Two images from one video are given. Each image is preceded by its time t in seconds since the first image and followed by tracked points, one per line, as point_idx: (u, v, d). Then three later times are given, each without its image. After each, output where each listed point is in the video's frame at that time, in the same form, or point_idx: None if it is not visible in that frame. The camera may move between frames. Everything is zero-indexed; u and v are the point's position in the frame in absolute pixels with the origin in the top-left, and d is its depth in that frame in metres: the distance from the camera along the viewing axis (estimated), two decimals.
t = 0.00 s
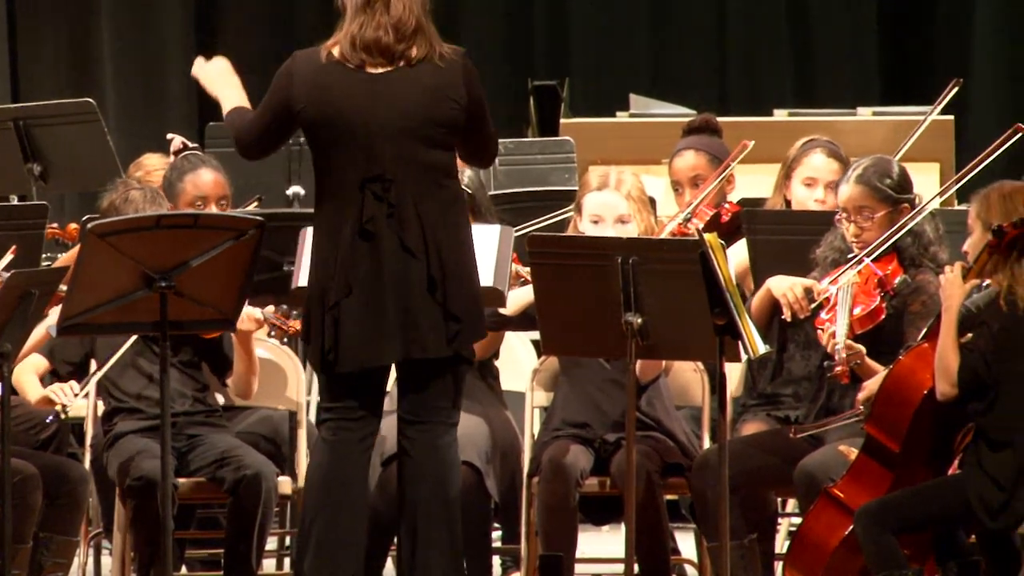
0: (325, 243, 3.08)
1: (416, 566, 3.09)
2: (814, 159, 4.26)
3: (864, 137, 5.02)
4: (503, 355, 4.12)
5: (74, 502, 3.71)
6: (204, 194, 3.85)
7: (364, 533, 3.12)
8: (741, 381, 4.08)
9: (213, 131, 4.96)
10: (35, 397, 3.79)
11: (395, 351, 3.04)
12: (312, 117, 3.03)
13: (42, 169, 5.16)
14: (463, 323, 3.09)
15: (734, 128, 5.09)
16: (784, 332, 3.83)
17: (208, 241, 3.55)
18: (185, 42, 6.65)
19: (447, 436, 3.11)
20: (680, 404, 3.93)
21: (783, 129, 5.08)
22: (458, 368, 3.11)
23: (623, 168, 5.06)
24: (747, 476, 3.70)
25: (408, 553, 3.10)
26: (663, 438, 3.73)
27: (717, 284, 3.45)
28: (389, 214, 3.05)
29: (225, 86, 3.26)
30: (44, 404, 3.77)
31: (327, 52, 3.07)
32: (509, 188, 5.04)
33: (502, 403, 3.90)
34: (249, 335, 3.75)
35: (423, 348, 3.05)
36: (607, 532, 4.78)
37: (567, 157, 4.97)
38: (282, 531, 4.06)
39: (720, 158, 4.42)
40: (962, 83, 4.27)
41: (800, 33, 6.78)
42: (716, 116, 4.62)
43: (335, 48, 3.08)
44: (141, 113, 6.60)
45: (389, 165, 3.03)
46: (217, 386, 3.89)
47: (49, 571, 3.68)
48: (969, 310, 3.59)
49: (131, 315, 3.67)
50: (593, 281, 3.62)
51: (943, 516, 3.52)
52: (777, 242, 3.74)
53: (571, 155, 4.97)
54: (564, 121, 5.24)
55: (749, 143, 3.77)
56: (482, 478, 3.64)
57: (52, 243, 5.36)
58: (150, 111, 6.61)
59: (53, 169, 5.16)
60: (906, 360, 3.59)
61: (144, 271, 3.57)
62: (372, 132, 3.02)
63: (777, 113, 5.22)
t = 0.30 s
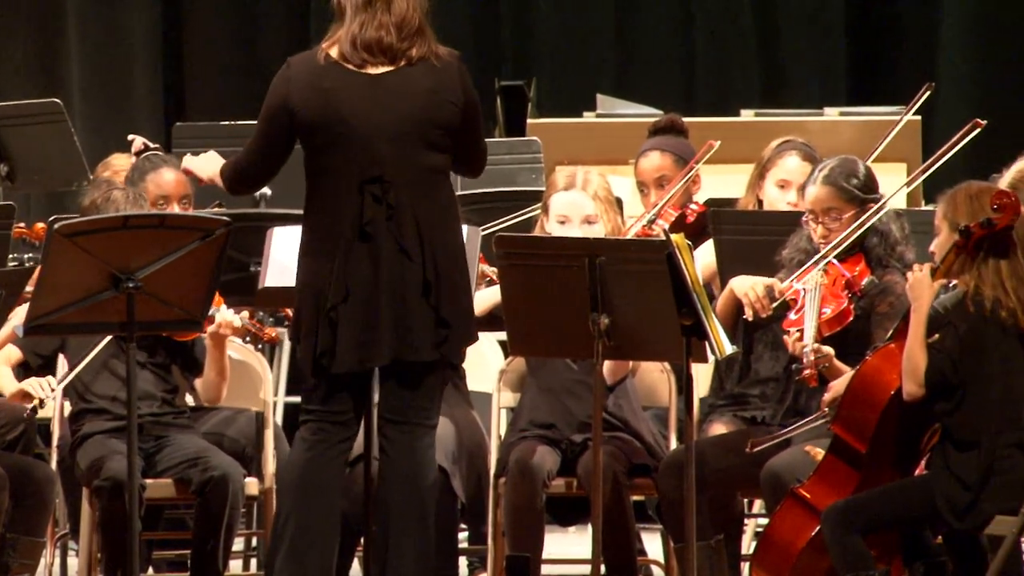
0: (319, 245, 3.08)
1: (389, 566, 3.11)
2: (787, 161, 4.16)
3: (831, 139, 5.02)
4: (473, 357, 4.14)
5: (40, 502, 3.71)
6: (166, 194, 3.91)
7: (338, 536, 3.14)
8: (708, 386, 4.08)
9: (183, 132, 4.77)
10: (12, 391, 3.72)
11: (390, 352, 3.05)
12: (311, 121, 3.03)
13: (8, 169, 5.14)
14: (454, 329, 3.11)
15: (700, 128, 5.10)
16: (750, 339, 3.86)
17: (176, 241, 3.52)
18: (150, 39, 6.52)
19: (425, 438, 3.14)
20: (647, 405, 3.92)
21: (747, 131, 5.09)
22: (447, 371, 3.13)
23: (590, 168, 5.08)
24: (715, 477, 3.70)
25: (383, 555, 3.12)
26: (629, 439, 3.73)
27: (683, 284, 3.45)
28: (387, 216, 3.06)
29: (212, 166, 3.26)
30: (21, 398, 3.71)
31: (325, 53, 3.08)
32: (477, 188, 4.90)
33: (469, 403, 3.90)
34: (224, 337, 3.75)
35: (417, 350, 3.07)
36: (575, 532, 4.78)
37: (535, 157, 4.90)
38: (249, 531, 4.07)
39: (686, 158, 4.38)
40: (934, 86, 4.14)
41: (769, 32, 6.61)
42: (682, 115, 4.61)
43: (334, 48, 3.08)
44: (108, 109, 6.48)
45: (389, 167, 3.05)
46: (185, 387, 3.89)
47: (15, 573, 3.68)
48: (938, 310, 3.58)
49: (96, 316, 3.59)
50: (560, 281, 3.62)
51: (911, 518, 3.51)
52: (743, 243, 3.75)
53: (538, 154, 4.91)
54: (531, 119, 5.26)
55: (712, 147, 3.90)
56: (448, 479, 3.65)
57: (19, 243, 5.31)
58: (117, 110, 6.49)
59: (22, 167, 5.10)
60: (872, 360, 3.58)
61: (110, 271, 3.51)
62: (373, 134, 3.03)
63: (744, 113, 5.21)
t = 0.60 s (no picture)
0: (316, 243, 3.09)
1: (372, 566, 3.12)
2: (771, 161, 4.15)
3: (811, 138, 5.01)
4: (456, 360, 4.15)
5: (21, 501, 3.71)
6: (145, 195, 4.01)
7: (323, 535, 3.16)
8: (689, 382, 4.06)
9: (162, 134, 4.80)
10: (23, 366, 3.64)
11: (386, 355, 3.08)
12: (310, 121, 3.05)
13: None
14: (448, 330, 3.13)
15: (680, 128, 5.09)
16: (730, 341, 3.86)
17: (156, 242, 3.51)
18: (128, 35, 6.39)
19: (411, 440, 3.15)
20: (627, 406, 3.92)
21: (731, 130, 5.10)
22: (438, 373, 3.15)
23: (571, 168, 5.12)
24: (696, 476, 3.71)
25: (368, 554, 3.14)
26: (610, 439, 3.72)
27: (663, 285, 3.45)
28: (384, 217, 3.09)
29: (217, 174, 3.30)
30: (34, 374, 3.65)
31: (324, 53, 3.10)
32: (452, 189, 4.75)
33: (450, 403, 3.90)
34: (203, 336, 3.75)
35: (411, 352, 3.09)
36: (554, 530, 4.79)
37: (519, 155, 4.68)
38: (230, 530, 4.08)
39: (665, 158, 4.38)
40: (916, 87, 4.19)
41: (752, 37, 6.39)
42: (661, 116, 4.60)
43: (333, 49, 3.11)
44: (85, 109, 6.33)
45: (387, 168, 3.07)
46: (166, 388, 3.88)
47: None
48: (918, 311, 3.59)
49: (77, 315, 3.58)
50: (541, 281, 3.62)
51: (890, 518, 3.51)
52: (724, 243, 3.76)
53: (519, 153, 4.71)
54: (511, 119, 5.27)
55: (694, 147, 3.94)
56: (429, 479, 3.67)
57: None
58: (97, 114, 6.34)
59: None
60: (852, 360, 3.58)
61: (89, 272, 3.50)
62: (371, 135, 3.06)
63: (725, 113, 5.21)
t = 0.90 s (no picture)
0: (304, 238, 3.11)
1: (353, 566, 3.13)
2: (757, 164, 4.13)
3: (792, 138, 5.02)
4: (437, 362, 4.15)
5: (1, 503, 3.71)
6: (129, 196, 4.00)
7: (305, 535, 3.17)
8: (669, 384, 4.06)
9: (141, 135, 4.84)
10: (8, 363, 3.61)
11: (367, 351, 3.09)
12: (301, 118, 3.08)
13: None
14: (427, 328, 3.14)
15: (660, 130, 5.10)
16: (713, 334, 3.84)
17: (136, 243, 3.48)
18: (110, 35, 6.38)
19: (393, 440, 3.16)
20: (608, 406, 3.92)
21: (713, 133, 5.12)
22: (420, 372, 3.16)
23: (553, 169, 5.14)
24: (677, 477, 3.71)
25: (349, 554, 3.15)
26: (591, 439, 3.72)
27: (644, 285, 3.46)
28: (371, 212, 3.10)
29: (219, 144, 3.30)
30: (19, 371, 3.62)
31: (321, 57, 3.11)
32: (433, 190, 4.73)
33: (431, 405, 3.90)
34: (183, 338, 3.77)
35: (392, 349, 3.10)
36: (536, 532, 4.79)
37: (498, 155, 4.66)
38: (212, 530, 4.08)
39: (646, 160, 4.36)
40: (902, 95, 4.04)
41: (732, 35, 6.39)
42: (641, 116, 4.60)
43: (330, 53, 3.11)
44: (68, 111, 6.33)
45: (375, 163, 3.09)
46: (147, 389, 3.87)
47: None
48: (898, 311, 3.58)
49: (57, 315, 3.56)
50: (523, 282, 3.62)
51: (871, 517, 3.51)
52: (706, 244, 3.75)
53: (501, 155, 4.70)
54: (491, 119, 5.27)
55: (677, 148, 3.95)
56: (410, 479, 3.68)
57: None
58: (78, 114, 6.34)
59: None
60: (833, 361, 3.57)
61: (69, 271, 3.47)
62: (360, 131, 3.08)
63: (705, 113, 5.21)
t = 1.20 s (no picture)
0: (280, 240, 3.11)
1: (326, 565, 3.16)
2: (732, 164, 4.13)
3: (766, 139, 5.01)
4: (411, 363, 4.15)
5: None
6: (103, 198, 4.02)
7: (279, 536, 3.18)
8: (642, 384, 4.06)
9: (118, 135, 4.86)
10: None
11: (347, 353, 3.10)
12: (284, 120, 3.07)
13: None
14: (411, 332, 3.15)
15: (634, 132, 5.11)
16: (687, 333, 3.85)
17: (109, 245, 3.44)
18: (86, 36, 6.37)
19: (368, 442, 3.18)
20: (582, 407, 3.92)
21: (688, 133, 5.12)
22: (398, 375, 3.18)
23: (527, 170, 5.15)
24: (650, 478, 3.71)
25: (323, 554, 3.17)
26: (564, 441, 3.73)
27: (617, 287, 3.46)
28: (351, 216, 3.11)
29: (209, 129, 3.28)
30: None
31: (307, 58, 3.10)
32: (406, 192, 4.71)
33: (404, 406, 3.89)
34: (157, 341, 3.79)
35: (375, 353, 3.12)
36: (510, 532, 4.81)
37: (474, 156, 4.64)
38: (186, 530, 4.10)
39: (621, 161, 4.37)
40: (878, 98, 4.02)
41: (707, 35, 6.38)
42: (615, 118, 4.60)
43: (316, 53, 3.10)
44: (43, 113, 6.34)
45: (355, 167, 3.10)
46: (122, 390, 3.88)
47: None
48: (870, 313, 3.58)
49: (30, 315, 3.53)
50: (495, 283, 3.61)
51: (845, 518, 3.51)
52: (679, 245, 3.77)
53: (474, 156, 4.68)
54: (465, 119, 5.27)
55: (651, 151, 3.95)
56: (384, 481, 3.67)
57: None
58: (52, 116, 6.34)
59: None
60: (806, 363, 3.57)
61: (43, 273, 3.43)
62: (343, 136, 3.09)
63: (680, 114, 5.21)
